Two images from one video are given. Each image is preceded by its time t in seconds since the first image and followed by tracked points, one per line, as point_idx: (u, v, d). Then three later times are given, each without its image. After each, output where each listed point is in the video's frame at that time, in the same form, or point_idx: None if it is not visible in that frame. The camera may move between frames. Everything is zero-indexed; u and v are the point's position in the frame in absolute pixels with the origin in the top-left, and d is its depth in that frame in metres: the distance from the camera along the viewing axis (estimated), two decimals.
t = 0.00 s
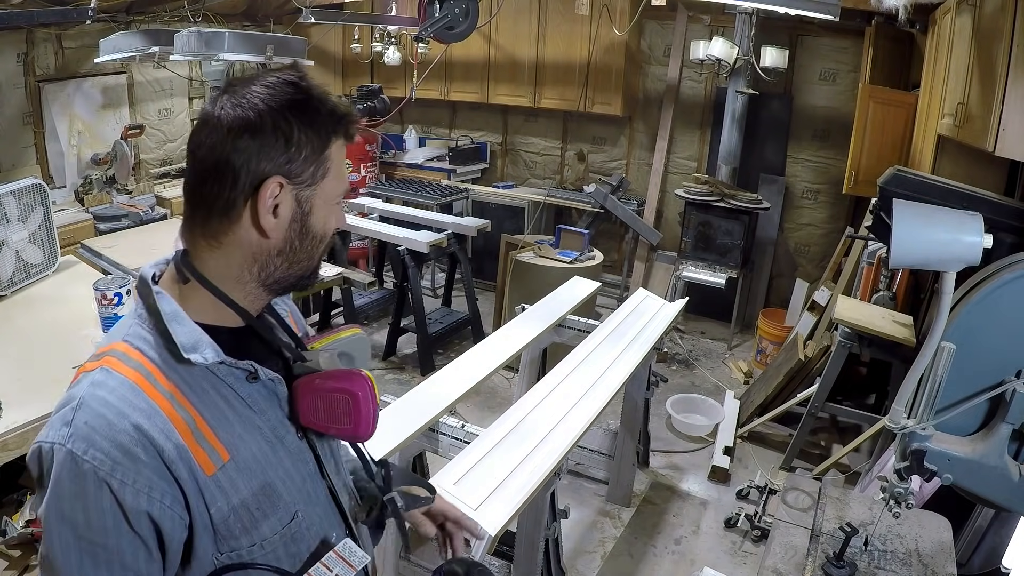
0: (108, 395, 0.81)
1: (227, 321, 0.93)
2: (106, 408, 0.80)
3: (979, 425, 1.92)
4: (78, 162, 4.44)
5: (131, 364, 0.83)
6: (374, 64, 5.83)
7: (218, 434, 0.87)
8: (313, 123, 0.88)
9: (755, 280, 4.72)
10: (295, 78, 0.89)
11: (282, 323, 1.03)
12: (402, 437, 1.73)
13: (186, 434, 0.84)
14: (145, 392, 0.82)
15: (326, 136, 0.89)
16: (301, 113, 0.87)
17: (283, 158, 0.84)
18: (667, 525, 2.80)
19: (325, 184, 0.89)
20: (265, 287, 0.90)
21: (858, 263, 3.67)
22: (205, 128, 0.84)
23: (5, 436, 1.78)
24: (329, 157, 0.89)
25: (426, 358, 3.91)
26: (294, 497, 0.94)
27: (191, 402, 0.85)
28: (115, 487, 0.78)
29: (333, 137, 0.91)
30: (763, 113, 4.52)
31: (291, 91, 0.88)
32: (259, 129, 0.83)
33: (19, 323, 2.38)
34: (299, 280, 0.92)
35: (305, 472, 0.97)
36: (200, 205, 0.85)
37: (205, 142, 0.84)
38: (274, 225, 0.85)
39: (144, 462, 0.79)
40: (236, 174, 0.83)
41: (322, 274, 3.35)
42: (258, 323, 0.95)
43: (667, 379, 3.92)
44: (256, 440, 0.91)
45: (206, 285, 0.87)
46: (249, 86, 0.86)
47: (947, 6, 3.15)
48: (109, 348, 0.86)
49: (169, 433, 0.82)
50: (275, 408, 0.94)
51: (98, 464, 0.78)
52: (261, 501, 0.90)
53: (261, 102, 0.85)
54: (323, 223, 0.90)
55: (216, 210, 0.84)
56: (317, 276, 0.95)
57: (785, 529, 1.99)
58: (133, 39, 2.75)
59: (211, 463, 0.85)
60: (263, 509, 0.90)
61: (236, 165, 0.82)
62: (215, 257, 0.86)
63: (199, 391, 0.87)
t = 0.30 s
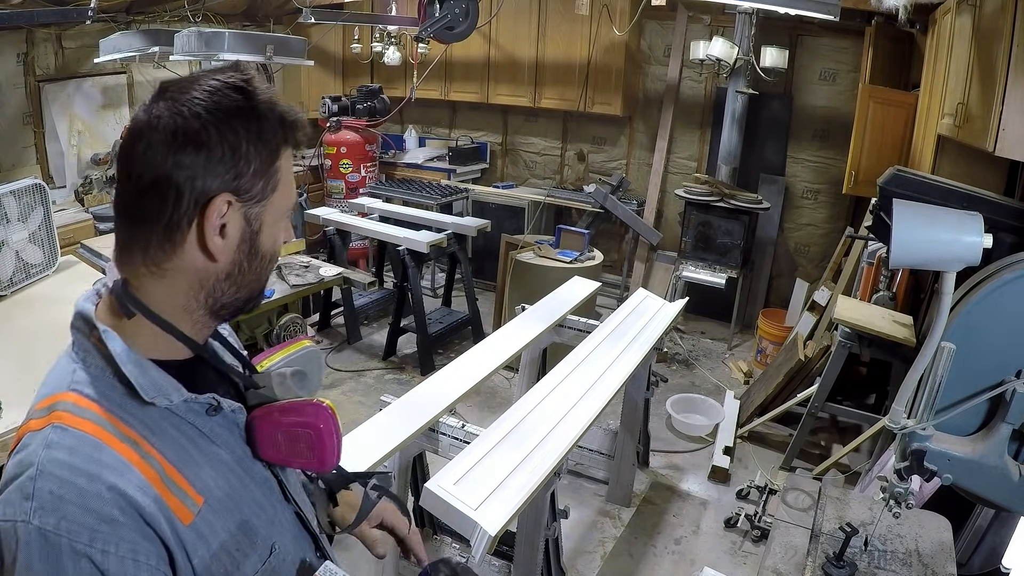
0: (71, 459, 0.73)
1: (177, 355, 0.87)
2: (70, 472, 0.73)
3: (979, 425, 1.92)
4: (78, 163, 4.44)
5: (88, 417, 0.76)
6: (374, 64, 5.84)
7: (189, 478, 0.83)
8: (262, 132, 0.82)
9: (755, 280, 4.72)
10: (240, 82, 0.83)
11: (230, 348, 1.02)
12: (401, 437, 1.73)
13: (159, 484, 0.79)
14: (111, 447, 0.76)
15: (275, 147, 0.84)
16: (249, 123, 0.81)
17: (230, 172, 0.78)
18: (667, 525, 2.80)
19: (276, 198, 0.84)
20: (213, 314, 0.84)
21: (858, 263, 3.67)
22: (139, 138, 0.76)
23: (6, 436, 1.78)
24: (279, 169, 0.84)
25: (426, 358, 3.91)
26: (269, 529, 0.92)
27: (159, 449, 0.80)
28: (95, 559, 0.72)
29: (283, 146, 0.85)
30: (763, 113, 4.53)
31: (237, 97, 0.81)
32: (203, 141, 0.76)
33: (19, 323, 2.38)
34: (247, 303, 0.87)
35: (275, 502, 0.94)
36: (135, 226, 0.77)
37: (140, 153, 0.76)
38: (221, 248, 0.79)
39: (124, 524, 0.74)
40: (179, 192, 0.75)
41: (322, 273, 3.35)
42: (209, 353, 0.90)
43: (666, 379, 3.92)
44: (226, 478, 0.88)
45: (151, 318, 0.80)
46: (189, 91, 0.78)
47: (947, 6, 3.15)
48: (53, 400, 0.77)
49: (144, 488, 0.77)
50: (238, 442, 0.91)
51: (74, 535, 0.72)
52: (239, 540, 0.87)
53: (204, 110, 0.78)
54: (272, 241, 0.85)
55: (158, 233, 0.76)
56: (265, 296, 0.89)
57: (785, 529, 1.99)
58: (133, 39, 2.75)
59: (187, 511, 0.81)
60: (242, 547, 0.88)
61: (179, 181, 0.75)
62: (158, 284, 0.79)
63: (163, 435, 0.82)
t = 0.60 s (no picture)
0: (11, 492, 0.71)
1: (114, 374, 0.84)
2: (11, 506, 0.71)
3: (979, 425, 1.92)
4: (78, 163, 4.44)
5: (27, 446, 0.73)
6: (374, 64, 5.84)
7: (141, 500, 0.81)
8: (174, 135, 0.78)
9: (756, 280, 4.72)
10: (148, 84, 0.79)
11: (177, 359, 0.99)
12: (401, 437, 1.73)
13: (109, 511, 0.77)
14: (54, 477, 0.73)
15: (191, 150, 0.80)
16: (160, 127, 0.77)
17: (146, 183, 0.74)
18: (667, 525, 2.80)
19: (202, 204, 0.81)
20: (149, 333, 0.81)
21: (858, 263, 3.67)
22: (48, 158, 0.72)
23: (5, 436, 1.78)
24: (198, 174, 0.80)
25: (427, 358, 3.91)
26: (230, 545, 0.92)
27: (105, 474, 0.78)
28: None
29: (201, 148, 0.81)
30: (763, 113, 4.52)
31: (145, 101, 0.77)
32: (111, 152, 0.72)
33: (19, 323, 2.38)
34: (184, 318, 0.83)
35: (236, 514, 0.94)
36: (56, 249, 0.74)
37: (51, 173, 0.72)
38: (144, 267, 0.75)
39: (72, 556, 0.73)
40: (92, 210, 0.72)
41: (322, 273, 3.35)
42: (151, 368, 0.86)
43: (666, 379, 3.92)
44: (181, 496, 0.86)
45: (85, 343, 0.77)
46: (94, 103, 0.75)
47: (948, 6, 3.15)
48: None
49: (91, 518, 0.75)
50: (193, 457, 0.88)
51: (19, 570, 0.71)
52: (199, 558, 0.87)
53: (110, 120, 0.74)
54: (203, 250, 0.81)
55: (78, 256, 0.73)
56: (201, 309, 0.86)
57: (785, 529, 1.99)
58: (133, 39, 2.75)
59: (142, 536, 0.80)
60: (203, 563, 0.88)
61: (91, 198, 0.72)
62: (86, 308, 0.76)
63: (110, 458, 0.79)
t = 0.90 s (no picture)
0: None
1: (82, 387, 0.85)
2: None
3: (979, 425, 1.92)
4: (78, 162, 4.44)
5: None
6: (374, 64, 5.84)
7: (103, 515, 0.78)
8: (112, 138, 0.77)
9: (756, 280, 4.72)
10: (89, 88, 0.79)
11: (148, 368, 0.98)
12: (401, 437, 1.73)
13: (70, 525, 0.74)
14: (12, 490, 0.70)
15: (133, 151, 0.79)
16: (97, 132, 0.76)
17: (83, 190, 0.74)
18: (667, 525, 2.80)
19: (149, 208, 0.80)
20: (107, 343, 0.82)
21: (858, 263, 3.67)
22: None
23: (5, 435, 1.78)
24: (142, 176, 0.79)
25: (426, 358, 3.91)
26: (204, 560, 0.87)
27: (66, 488, 0.75)
28: None
29: (145, 150, 0.80)
30: (763, 113, 4.52)
31: (84, 104, 0.77)
32: (45, 160, 0.73)
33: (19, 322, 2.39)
34: (144, 328, 0.83)
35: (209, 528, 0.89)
36: (13, 263, 0.76)
37: None
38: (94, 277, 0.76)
39: (31, 568, 0.70)
40: (33, 221, 0.73)
41: (322, 273, 3.35)
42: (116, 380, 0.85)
43: (666, 379, 3.92)
44: (147, 511, 0.82)
45: (48, 355, 0.79)
46: (33, 111, 0.75)
47: (948, 6, 3.15)
48: None
49: (51, 533, 0.72)
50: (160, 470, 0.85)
51: None
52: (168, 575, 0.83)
53: (48, 126, 0.74)
54: (155, 257, 0.81)
55: (32, 273, 0.75)
56: (166, 318, 0.85)
57: (786, 529, 1.98)
58: (133, 39, 2.75)
59: (103, 551, 0.76)
60: None
61: (31, 210, 0.73)
62: (48, 321, 0.78)
63: (69, 471, 0.77)
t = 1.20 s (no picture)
0: None
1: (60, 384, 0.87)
2: None
3: (978, 425, 1.92)
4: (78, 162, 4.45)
5: None
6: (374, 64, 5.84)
7: (81, 502, 0.82)
8: (86, 168, 0.79)
9: (756, 280, 4.72)
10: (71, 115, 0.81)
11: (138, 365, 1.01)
12: (401, 437, 1.73)
13: (46, 510, 0.78)
14: None
15: (97, 187, 0.80)
16: (62, 165, 0.78)
17: (36, 219, 0.76)
18: (667, 525, 2.80)
19: (102, 246, 0.80)
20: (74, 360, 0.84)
21: (858, 263, 3.67)
22: None
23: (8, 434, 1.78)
24: (103, 212, 0.80)
25: (426, 358, 3.91)
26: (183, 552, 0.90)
27: (43, 475, 0.79)
28: None
29: (110, 187, 0.81)
30: (763, 113, 4.52)
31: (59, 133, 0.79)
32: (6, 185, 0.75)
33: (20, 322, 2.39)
34: (110, 352, 0.84)
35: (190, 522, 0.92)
36: None
37: None
38: (53, 286, 0.78)
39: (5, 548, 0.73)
40: None
41: (322, 273, 3.35)
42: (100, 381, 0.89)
43: (666, 379, 3.92)
44: (123, 501, 0.86)
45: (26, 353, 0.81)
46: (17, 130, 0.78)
47: (948, 6, 3.15)
48: None
49: (26, 515, 0.76)
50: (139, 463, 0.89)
51: None
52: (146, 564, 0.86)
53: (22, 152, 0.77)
54: (113, 291, 0.82)
55: None
56: (132, 346, 0.86)
57: (785, 530, 1.98)
58: (133, 39, 2.75)
59: (79, 536, 0.80)
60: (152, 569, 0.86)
61: None
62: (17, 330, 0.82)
63: (49, 460, 0.81)
